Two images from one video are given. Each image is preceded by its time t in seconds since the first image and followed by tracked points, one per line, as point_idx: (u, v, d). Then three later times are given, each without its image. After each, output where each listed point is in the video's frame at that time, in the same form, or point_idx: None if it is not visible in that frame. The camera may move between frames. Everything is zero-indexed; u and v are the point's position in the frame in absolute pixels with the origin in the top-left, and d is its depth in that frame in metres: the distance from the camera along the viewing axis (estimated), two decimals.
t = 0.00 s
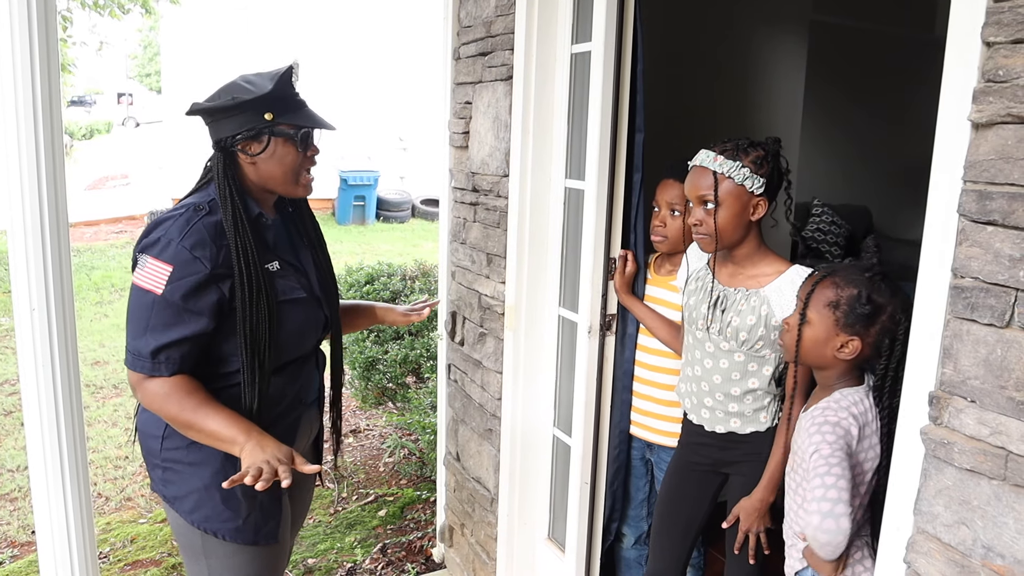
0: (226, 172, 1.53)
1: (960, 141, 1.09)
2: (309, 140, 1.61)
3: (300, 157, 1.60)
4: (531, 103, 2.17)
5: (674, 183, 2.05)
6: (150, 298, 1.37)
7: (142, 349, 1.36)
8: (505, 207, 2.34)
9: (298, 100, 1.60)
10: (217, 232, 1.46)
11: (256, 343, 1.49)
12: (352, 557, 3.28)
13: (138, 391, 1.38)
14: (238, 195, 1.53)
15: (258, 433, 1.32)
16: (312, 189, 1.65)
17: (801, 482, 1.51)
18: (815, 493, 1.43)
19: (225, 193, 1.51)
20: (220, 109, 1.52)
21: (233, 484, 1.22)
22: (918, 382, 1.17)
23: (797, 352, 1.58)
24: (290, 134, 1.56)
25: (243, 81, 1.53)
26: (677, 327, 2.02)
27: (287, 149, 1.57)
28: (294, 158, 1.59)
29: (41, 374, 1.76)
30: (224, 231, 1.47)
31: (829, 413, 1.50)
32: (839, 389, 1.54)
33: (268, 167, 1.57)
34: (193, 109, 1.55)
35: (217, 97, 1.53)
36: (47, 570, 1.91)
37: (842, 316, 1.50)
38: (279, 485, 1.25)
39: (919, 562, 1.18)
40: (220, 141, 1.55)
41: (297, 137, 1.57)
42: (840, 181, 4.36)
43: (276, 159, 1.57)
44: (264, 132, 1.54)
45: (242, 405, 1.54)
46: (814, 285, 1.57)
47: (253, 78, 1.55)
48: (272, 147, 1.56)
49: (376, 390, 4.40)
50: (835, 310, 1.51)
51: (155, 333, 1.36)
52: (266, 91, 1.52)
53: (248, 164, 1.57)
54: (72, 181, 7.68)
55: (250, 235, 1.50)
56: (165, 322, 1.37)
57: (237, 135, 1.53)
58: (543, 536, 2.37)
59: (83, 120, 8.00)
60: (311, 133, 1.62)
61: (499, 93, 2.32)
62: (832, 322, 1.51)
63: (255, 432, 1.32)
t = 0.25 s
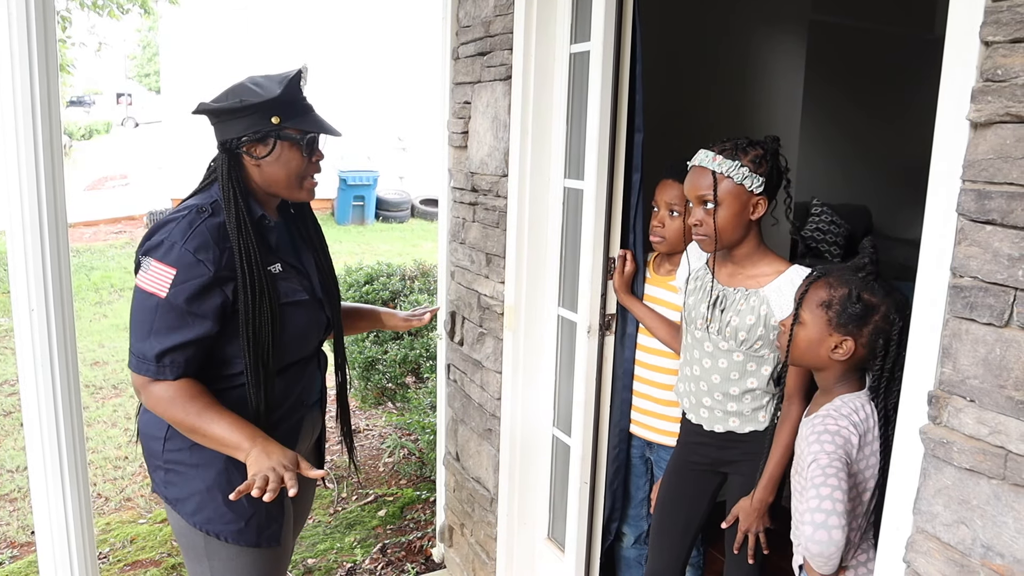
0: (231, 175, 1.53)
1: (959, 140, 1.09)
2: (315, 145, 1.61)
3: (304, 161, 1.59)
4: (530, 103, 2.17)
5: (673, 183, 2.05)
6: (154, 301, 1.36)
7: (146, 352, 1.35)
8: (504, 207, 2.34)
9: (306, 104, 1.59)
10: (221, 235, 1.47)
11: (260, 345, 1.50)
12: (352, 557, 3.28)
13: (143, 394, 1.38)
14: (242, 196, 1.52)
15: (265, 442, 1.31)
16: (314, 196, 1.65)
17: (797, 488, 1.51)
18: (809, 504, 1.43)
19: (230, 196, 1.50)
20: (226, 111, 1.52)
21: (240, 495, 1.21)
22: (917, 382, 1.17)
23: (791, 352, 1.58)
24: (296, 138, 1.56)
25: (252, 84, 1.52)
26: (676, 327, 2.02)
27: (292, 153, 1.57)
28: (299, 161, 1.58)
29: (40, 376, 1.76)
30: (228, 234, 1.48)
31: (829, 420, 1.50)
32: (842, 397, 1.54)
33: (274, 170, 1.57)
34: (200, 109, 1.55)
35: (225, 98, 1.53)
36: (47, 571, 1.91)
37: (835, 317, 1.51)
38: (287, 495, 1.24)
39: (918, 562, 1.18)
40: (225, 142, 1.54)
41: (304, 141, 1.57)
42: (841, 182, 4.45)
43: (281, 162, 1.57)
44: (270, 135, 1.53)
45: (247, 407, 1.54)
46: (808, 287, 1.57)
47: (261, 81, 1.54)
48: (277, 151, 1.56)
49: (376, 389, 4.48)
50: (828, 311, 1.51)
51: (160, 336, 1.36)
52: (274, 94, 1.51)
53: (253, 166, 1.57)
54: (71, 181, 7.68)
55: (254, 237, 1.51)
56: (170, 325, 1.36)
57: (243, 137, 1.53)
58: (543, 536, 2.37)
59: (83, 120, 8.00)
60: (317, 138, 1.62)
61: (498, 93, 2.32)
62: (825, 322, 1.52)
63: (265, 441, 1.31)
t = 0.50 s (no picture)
0: (237, 178, 1.53)
1: (958, 139, 1.09)
2: (320, 147, 1.61)
3: (311, 165, 1.59)
4: (529, 102, 2.17)
5: (670, 183, 2.05)
6: (156, 302, 1.36)
7: (147, 352, 1.35)
8: (503, 207, 2.34)
9: (311, 106, 1.59)
10: (225, 236, 1.46)
11: (265, 349, 1.50)
12: (352, 557, 3.28)
13: (142, 393, 1.38)
14: (247, 200, 1.53)
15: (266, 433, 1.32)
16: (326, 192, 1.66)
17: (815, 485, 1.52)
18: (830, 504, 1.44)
19: (235, 200, 1.51)
20: (232, 114, 1.52)
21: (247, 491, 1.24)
22: (916, 381, 1.17)
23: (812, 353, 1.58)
24: (303, 141, 1.56)
25: (258, 86, 1.52)
26: (676, 327, 2.02)
27: (298, 156, 1.57)
28: (306, 165, 1.59)
29: (40, 376, 1.76)
30: (233, 236, 1.47)
31: (849, 418, 1.50)
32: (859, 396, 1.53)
33: (280, 174, 1.57)
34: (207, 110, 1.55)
35: (232, 101, 1.52)
36: (47, 571, 1.91)
37: (851, 318, 1.50)
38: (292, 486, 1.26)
39: (918, 561, 1.18)
40: (232, 145, 1.54)
41: (310, 144, 1.57)
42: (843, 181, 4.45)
43: (288, 166, 1.57)
44: (277, 138, 1.53)
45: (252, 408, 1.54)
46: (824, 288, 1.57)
47: (267, 83, 1.54)
48: (283, 154, 1.56)
49: (376, 389, 4.45)
50: (844, 312, 1.51)
51: (161, 337, 1.35)
52: (281, 98, 1.52)
53: (259, 169, 1.57)
54: (71, 182, 7.68)
55: (260, 240, 1.51)
56: (171, 327, 1.36)
57: (248, 141, 1.53)
58: (543, 536, 2.37)
59: (82, 120, 8.00)
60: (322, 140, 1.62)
61: (497, 92, 2.32)
62: (842, 324, 1.52)
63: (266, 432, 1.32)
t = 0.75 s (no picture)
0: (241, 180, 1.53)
1: (958, 138, 1.09)
2: (324, 150, 1.61)
3: (315, 167, 1.59)
4: (529, 102, 2.17)
5: (666, 184, 2.05)
6: (161, 306, 1.35)
7: (152, 357, 1.34)
8: (503, 206, 2.34)
9: (315, 108, 1.59)
10: (228, 239, 1.45)
11: (267, 354, 1.50)
12: (352, 557, 3.29)
13: (147, 397, 1.37)
14: (252, 203, 1.53)
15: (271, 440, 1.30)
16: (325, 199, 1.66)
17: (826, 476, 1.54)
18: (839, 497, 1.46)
19: (240, 202, 1.51)
20: (236, 115, 1.51)
21: (253, 501, 1.22)
22: (916, 380, 1.17)
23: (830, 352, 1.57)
24: (308, 144, 1.56)
25: (263, 87, 1.51)
26: (677, 325, 2.02)
27: (303, 160, 1.57)
28: (311, 168, 1.59)
29: (40, 377, 1.76)
30: (236, 240, 1.47)
31: (866, 411, 1.49)
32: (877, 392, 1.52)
33: (283, 176, 1.57)
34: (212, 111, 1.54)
35: (236, 102, 1.52)
36: (47, 571, 1.91)
37: (868, 318, 1.49)
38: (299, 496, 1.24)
39: (918, 560, 1.18)
40: (237, 146, 1.54)
41: (315, 147, 1.57)
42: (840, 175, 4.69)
43: (293, 169, 1.57)
44: (282, 140, 1.53)
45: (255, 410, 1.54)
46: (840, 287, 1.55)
47: (272, 84, 1.53)
48: (289, 157, 1.56)
49: (377, 389, 4.46)
50: (861, 312, 1.50)
51: (167, 342, 1.35)
52: (287, 99, 1.51)
53: (264, 171, 1.57)
54: (70, 182, 7.68)
55: (264, 242, 1.51)
56: (177, 331, 1.36)
57: (252, 142, 1.52)
58: (543, 535, 2.37)
59: (82, 120, 8.00)
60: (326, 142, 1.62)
61: (497, 92, 2.32)
62: (860, 323, 1.50)
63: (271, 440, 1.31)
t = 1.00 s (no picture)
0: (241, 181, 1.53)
1: (959, 137, 1.09)
2: (325, 145, 1.61)
3: (317, 164, 1.59)
4: (529, 101, 2.17)
5: (665, 182, 2.05)
6: (162, 307, 1.35)
7: (153, 358, 1.34)
8: (503, 206, 2.34)
9: (314, 103, 1.59)
10: (229, 241, 1.45)
11: (269, 357, 1.50)
12: (352, 556, 3.29)
13: (148, 399, 1.36)
14: (253, 204, 1.53)
15: (276, 443, 1.29)
16: (330, 190, 1.66)
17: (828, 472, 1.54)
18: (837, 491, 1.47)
19: (241, 203, 1.50)
20: (234, 115, 1.51)
21: (258, 509, 1.22)
22: (917, 378, 1.17)
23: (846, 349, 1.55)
24: (308, 139, 1.56)
25: (260, 86, 1.51)
26: (678, 323, 2.02)
27: (303, 156, 1.57)
28: (312, 165, 1.59)
29: (40, 377, 1.76)
30: (237, 241, 1.47)
31: (877, 408, 1.48)
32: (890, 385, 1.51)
33: (285, 175, 1.57)
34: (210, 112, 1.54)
35: (234, 102, 1.52)
36: (48, 571, 1.91)
37: (884, 311, 1.48)
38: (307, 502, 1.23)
39: (919, 559, 1.18)
40: (238, 146, 1.53)
41: (315, 143, 1.57)
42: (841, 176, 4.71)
43: (294, 166, 1.57)
44: (281, 138, 1.53)
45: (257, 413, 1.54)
46: (853, 284, 1.53)
47: (269, 82, 1.53)
48: (289, 154, 1.56)
49: (377, 389, 4.47)
50: (878, 306, 1.48)
51: (168, 342, 1.34)
52: (284, 97, 1.51)
53: (264, 170, 1.57)
54: (70, 182, 7.69)
55: (265, 244, 1.51)
56: (178, 331, 1.35)
57: (252, 142, 1.52)
58: (544, 535, 2.37)
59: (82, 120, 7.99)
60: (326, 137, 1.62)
61: (497, 91, 2.32)
62: (876, 317, 1.49)
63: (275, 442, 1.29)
